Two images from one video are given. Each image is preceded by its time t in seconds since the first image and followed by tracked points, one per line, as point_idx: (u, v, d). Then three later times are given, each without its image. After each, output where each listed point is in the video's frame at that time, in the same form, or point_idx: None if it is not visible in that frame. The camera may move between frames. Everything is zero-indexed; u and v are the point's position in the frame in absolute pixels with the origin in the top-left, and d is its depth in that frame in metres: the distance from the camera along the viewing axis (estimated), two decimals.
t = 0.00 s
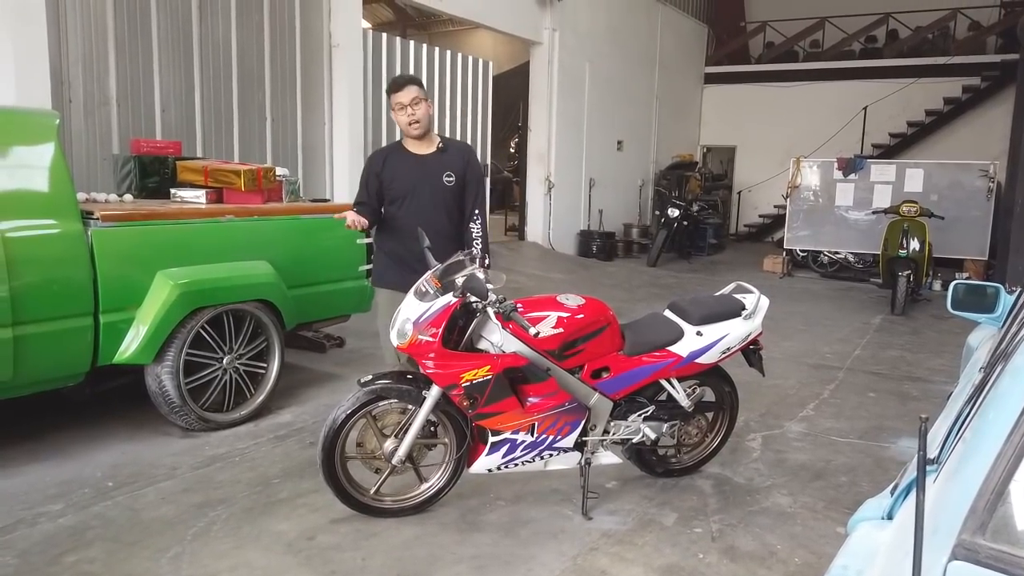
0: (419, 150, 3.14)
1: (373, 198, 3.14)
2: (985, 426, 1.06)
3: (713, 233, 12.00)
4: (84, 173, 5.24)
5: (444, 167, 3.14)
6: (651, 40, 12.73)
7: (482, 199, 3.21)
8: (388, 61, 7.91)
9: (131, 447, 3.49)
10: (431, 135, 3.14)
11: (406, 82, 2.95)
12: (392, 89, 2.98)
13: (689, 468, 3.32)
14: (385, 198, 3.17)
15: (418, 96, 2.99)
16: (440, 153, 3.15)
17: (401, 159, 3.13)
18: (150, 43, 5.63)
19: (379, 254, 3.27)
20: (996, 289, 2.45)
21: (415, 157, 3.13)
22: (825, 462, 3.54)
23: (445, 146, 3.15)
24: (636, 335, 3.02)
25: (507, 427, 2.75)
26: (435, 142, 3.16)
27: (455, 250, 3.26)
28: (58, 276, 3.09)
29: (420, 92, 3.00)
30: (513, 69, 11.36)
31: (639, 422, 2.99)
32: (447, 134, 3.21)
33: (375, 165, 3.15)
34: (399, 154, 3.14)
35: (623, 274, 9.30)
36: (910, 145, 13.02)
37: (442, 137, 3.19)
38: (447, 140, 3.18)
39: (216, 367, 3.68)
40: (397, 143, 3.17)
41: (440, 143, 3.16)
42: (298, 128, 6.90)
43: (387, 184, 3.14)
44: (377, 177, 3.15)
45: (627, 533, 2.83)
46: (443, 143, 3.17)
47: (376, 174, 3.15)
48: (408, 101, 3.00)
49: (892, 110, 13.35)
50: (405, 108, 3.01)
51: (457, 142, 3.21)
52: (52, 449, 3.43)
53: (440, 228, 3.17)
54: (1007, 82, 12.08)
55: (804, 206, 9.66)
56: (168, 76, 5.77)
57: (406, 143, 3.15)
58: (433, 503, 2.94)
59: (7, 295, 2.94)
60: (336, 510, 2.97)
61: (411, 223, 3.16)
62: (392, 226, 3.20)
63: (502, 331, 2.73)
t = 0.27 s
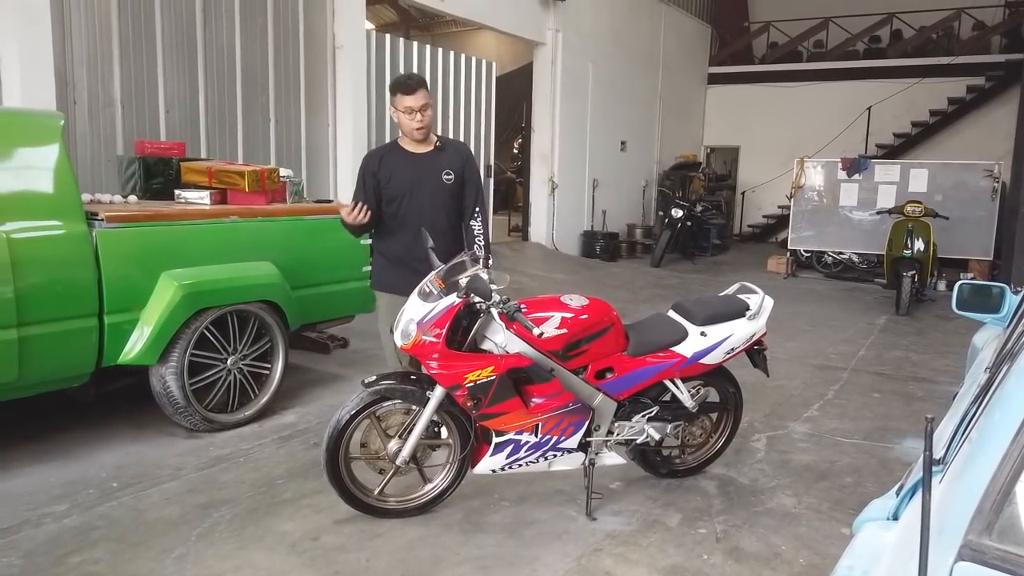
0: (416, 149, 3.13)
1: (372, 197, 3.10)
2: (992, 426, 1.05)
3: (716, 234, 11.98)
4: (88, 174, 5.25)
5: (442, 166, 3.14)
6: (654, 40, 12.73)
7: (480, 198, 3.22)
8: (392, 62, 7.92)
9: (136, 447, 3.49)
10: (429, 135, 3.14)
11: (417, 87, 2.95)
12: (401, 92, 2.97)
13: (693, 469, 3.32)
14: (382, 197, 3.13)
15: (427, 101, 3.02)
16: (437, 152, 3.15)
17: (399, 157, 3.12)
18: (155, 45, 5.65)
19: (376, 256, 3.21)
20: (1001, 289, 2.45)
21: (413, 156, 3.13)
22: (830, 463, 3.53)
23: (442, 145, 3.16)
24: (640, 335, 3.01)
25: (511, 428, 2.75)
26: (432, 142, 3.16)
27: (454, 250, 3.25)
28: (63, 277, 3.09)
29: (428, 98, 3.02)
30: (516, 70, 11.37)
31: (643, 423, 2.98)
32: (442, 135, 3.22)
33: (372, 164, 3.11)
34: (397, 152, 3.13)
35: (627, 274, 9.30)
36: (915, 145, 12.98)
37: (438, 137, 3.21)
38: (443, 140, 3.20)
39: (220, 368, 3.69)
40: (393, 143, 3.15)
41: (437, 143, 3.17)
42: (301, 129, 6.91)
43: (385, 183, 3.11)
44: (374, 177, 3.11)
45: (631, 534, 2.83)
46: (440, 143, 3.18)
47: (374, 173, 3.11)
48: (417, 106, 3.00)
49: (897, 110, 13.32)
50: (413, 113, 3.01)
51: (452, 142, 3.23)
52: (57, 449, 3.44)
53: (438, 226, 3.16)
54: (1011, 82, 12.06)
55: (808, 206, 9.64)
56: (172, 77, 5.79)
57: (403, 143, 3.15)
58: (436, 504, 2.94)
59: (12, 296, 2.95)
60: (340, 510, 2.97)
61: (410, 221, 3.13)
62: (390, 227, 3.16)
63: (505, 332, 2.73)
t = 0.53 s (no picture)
0: (423, 150, 3.12)
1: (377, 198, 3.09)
2: (1001, 427, 1.03)
3: (721, 234, 11.97)
4: (94, 176, 5.27)
5: (448, 168, 3.14)
6: (658, 41, 12.72)
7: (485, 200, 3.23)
8: (396, 63, 7.93)
9: (142, 449, 3.50)
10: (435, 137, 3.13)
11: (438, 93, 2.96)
12: (420, 97, 2.95)
13: (699, 469, 3.31)
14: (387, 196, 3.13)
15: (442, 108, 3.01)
16: (443, 153, 3.15)
17: (405, 157, 3.11)
18: (159, 48, 5.66)
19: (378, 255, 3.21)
20: (1007, 288, 2.43)
21: (419, 157, 3.12)
22: (836, 463, 3.52)
23: (448, 146, 3.16)
24: (645, 336, 3.01)
25: (516, 428, 2.75)
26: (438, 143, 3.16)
27: (457, 252, 3.26)
28: (69, 278, 3.10)
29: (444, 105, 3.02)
30: (520, 70, 11.38)
31: (649, 424, 2.98)
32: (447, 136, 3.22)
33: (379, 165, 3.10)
34: (403, 153, 3.12)
35: (631, 275, 9.29)
36: (920, 145, 12.95)
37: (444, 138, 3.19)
38: (449, 142, 3.19)
39: (226, 369, 3.70)
40: (400, 143, 3.13)
41: (443, 145, 3.17)
42: (306, 131, 6.91)
43: (391, 184, 3.10)
44: (380, 175, 3.10)
45: (637, 534, 2.82)
46: (445, 144, 3.17)
47: (381, 173, 3.10)
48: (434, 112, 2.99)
49: (901, 109, 13.28)
50: (428, 118, 2.99)
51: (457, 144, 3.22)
52: (63, 450, 3.45)
53: (444, 228, 3.17)
54: (1017, 81, 12.01)
55: (813, 206, 9.61)
56: (177, 80, 5.80)
57: (409, 141, 3.13)
58: (442, 504, 2.94)
59: (19, 298, 2.96)
60: (345, 511, 2.97)
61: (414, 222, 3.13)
62: (393, 226, 3.16)
63: (511, 332, 2.72)
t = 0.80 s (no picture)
0: (431, 152, 3.13)
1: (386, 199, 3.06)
2: (1007, 428, 1.03)
3: (724, 234, 11.96)
4: (97, 178, 5.28)
5: (455, 171, 3.19)
6: (660, 41, 12.71)
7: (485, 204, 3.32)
8: (398, 63, 7.94)
9: (146, 450, 3.51)
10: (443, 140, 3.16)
11: (458, 98, 2.95)
12: (439, 99, 2.93)
13: (702, 470, 3.31)
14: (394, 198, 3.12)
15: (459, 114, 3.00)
16: (450, 157, 3.19)
17: (414, 160, 3.11)
18: (162, 49, 5.67)
19: (382, 257, 3.19)
20: (1012, 288, 2.42)
21: (428, 159, 3.13)
22: (839, 464, 3.52)
23: (454, 150, 3.20)
24: (648, 336, 3.01)
25: (519, 429, 2.75)
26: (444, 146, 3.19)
27: (457, 254, 3.30)
28: (73, 280, 3.11)
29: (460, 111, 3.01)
30: (522, 70, 11.38)
31: (652, 424, 2.97)
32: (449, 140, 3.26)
33: (388, 165, 3.09)
34: (412, 154, 3.11)
35: (634, 275, 9.29)
36: (923, 145, 12.93)
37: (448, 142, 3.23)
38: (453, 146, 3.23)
39: (229, 370, 3.70)
40: (407, 144, 3.12)
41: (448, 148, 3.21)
42: (309, 131, 6.92)
43: (400, 184, 3.09)
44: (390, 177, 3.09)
45: (640, 535, 2.82)
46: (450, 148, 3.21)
47: (390, 173, 3.08)
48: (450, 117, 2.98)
49: (904, 109, 13.27)
50: (445, 122, 2.98)
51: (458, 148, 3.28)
52: (67, 451, 3.46)
53: (449, 230, 3.20)
54: (1020, 80, 11.99)
55: (816, 206, 9.60)
56: (180, 81, 5.81)
57: (417, 143, 3.12)
58: (445, 505, 2.95)
59: (23, 300, 2.96)
60: (349, 512, 2.97)
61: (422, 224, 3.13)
62: (399, 228, 3.14)
63: (514, 333, 2.71)
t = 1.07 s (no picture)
0: (442, 158, 3.13)
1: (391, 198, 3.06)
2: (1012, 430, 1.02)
3: (725, 234, 11.96)
4: (99, 178, 5.28)
5: (462, 181, 3.19)
6: (661, 41, 12.71)
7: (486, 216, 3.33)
8: (399, 63, 7.94)
9: (147, 450, 3.51)
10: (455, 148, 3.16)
11: (483, 115, 2.94)
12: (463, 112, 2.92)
13: (703, 470, 3.31)
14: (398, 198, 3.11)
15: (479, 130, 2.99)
16: (460, 166, 3.19)
17: (423, 163, 3.11)
18: (164, 50, 5.67)
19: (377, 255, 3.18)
20: (1014, 288, 2.41)
21: (438, 165, 3.13)
22: (841, 464, 3.52)
23: (465, 159, 3.20)
24: (650, 337, 3.01)
25: (521, 429, 2.74)
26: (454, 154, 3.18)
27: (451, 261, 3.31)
28: (74, 280, 3.11)
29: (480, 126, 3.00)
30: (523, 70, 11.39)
31: (653, 424, 2.97)
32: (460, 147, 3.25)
33: (397, 166, 3.08)
34: (422, 157, 3.11)
35: (635, 275, 9.29)
36: (924, 144, 12.92)
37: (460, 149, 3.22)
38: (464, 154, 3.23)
39: (230, 370, 3.70)
40: (419, 146, 3.12)
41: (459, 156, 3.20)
42: (310, 131, 6.92)
43: (405, 186, 3.09)
44: (397, 177, 3.09)
45: (642, 535, 2.82)
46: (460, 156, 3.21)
47: (398, 174, 3.08)
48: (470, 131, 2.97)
49: (905, 109, 13.27)
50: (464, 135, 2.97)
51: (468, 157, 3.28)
52: (69, 452, 3.46)
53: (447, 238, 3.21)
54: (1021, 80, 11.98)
55: (817, 206, 9.59)
56: (182, 82, 5.81)
57: (430, 147, 3.12)
58: (447, 505, 2.95)
59: (25, 300, 2.96)
60: (350, 512, 2.97)
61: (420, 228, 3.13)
62: (400, 228, 3.14)
63: (515, 333, 2.72)
